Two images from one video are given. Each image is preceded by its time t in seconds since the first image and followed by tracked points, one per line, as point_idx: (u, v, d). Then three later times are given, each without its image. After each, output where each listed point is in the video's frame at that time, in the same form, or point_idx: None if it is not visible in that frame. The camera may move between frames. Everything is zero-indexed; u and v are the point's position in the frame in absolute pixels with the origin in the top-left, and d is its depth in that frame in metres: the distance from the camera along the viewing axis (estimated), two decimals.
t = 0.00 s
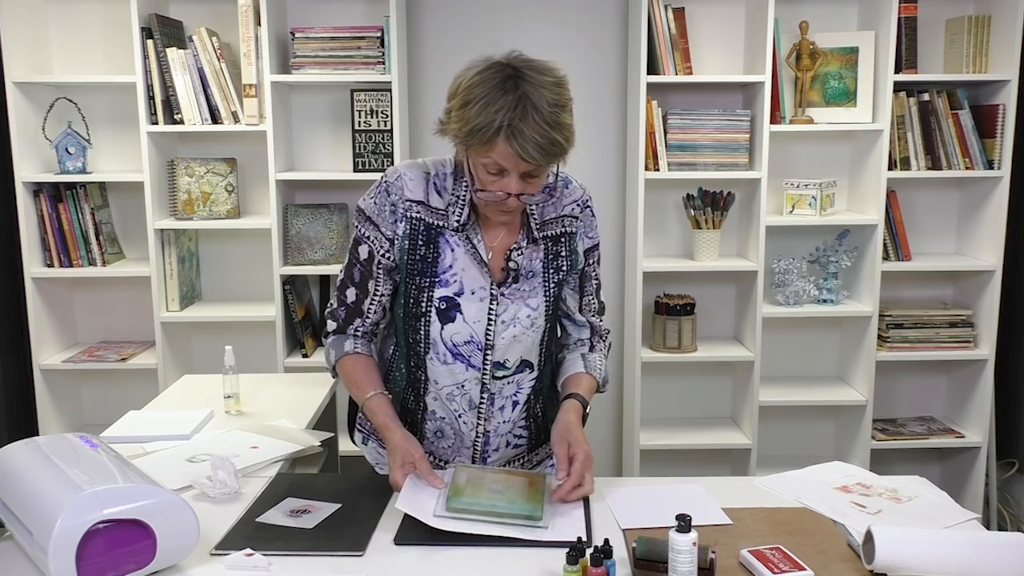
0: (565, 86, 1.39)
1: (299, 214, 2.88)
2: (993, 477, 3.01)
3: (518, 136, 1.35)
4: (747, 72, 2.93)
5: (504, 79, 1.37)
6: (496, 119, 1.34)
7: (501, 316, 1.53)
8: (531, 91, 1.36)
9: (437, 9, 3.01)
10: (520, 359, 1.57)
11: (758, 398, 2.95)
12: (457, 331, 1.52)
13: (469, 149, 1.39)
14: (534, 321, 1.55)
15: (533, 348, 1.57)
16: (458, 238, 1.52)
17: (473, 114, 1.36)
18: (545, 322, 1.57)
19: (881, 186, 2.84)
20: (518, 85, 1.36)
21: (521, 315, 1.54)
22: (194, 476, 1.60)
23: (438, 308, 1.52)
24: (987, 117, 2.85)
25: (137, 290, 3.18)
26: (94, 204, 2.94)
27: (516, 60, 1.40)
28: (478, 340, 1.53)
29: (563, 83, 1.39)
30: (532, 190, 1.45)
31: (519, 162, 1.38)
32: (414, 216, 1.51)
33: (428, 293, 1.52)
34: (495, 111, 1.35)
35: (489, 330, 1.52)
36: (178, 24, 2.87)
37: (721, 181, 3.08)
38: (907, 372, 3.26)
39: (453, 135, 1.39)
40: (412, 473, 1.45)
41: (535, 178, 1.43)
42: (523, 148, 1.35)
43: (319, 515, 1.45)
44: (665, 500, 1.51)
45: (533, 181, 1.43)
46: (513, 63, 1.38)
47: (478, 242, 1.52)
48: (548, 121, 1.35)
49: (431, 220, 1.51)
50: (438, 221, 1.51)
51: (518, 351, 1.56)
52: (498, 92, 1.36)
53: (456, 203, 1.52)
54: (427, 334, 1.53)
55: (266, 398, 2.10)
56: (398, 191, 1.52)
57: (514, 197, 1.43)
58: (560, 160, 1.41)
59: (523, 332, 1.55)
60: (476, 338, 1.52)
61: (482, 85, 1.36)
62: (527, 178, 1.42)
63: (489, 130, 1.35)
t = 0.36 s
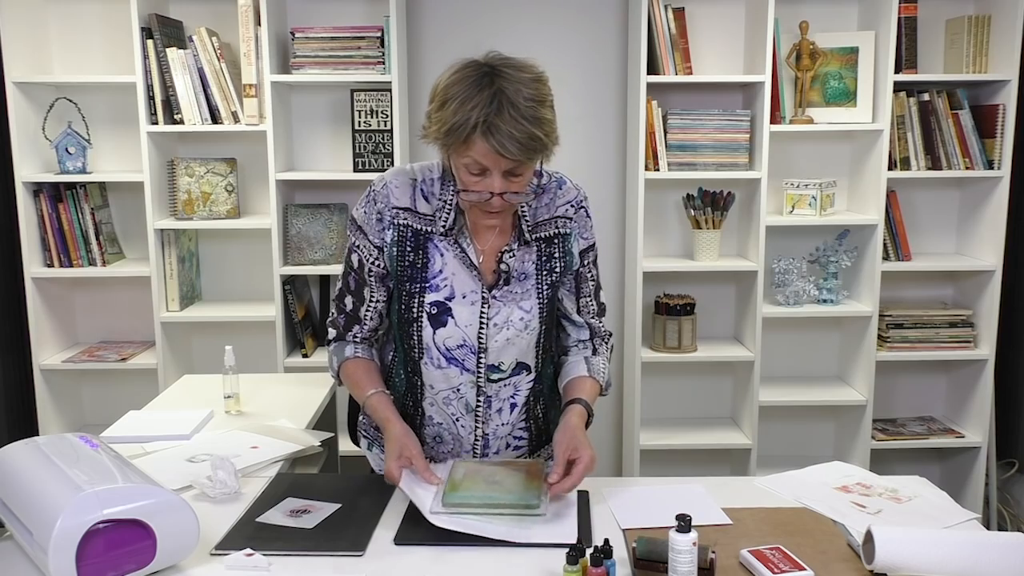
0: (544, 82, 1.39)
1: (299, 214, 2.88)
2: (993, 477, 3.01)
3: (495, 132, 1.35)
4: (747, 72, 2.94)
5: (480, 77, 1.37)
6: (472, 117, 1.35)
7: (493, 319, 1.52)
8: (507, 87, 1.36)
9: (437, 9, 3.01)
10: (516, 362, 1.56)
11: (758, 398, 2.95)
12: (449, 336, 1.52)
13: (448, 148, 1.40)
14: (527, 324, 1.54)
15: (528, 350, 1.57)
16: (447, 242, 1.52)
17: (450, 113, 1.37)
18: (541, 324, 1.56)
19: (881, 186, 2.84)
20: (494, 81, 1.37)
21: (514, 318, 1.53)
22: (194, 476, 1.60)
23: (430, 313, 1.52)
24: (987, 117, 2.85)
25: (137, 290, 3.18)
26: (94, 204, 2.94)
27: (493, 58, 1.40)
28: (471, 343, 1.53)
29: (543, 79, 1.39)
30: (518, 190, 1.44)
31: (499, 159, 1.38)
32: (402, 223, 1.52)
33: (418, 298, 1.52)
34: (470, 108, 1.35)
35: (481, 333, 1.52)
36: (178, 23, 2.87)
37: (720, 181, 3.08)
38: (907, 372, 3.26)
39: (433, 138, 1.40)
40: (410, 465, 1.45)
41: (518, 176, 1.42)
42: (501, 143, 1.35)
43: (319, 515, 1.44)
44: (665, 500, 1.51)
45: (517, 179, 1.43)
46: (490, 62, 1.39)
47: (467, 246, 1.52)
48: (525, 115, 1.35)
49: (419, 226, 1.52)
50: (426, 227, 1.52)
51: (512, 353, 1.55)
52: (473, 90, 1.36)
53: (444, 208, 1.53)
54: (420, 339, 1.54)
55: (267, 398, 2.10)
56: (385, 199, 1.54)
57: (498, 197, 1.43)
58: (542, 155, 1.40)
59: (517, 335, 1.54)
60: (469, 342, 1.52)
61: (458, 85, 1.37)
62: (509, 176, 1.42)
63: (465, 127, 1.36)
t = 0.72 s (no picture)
0: (534, 91, 1.39)
1: (299, 214, 2.88)
2: (993, 477, 3.01)
3: (483, 148, 1.35)
4: (747, 72, 2.94)
5: (468, 91, 1.37)
6: (460, 133, 1.35)
7: (490, 320, 1.53)
8: (497, 101, 1.36)
9: (437, 9, 3.01)
10: (516, 363, 1.56)
11: (758, 398, 2.95)
12: (447, 333, 1.54)
13: (442, 165, 1.41)
14: (528, 327, 1.54)
15: (530, 352, 1.56)
16: (445, 240, 1.56)
17: (440, 128, 1.37)
18: (543, 328, 1.55)
19: (881, 186, 2.84)
20: (482, 96, 1.37)
21: (513, 320, 1.53)
22: (194, 476, 1.60)
23: (429, 310, 1.55)
24: (987, 117, 2.85)
25: (137, 290, 3.18)
26: (95, 204, 2.94)
27: (484, 70, 1.40)
28: (468, 341, 1.54)
29: (534, 89, 1.39)
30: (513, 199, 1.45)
31: (491, 174, 1.38)
32: (403, 220, 1.58)
33: (417, 294, 1.56)
34: (459, 125, 1.36)
35: (478, 332, 1.53)
36: (178, 24, 2.87)
37: (720, 181, 3.08)
38: (907, 372, 3.26)
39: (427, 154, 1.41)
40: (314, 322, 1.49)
41: (513, 186, 1.42)
42: (490, 159, 1.35)
43: (319, 515, 1.45)
44: (666, 500, 1.51)
45: (513, 190, 1.43)
46: (480, 75, 1.39)
47: (465, 246, 1.55)
48: (514, 129, 1.35)
49: (419, 223, 1.57)
50: (427, 225, 1.57)
51: (512, 354, 1.55)
52: (461, 106, 1.37)
53: (445, 208, 1.56)
54: (421, 335, 1.57)
55: (267, 398, 2.10)
56: (388, 195, 1.60)
57: (495, 210, 1.44)
58: (535, 167, 1.40)
59: (517, 337, 1.54)
60: (467, 339, 1.54)
61: (448, 100, 1.38)
62: (505, 188, 1.42)
63: (454, 144, 1.36)
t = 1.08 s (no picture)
0: (540, 88, 1.39)
1: (299, 214, 2.88)
2: (993, 477, 3.00)
3: (488, 143, 1.35)
4: (747, 72, 2.94)
5: (474, 89, 1.38)
6: (465, 130, 1.36)
7: (495, 314, 1.54)
8: (502, 98, 1.36)
9: (437, 9, 3.01)
10: (523, 360, 1.56)
11: (758, 398, 2.95)
12: (455, 325, 1.56)
13: (450, 162, 1.41)
14: (532, 325, 1.53)
15: (538, 350, 1.56)
16: (456, 235, 1.58)
17: (447, 125, 1.38)
18: (549, 328, 1.54)
19: (881, 186, 2.84)
20: (487, 93, 1.37)
21: (518, 317, 1.53)
22: (194, 476, 1.60)
23: (438, 301, 1.57)
24: (987, 117, 2.85)
25: (136, 290, 3.18)
26: (95, 204, 2.94)
27: (490, 68, 1.41)
28: (475, 333, 1.55)
29: (540, 85, 1.39)
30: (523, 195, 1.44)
31: (497, 170, 1.38)
32: (419, 214, 1.62)
33: (429, 286, 1.58)
34: (464, 121, 1.36)
35: (484, 325, 1.54)
36: (178, 24, 2.87)
37: (720, 182, 3.08)
38: (907, 372, 3.26)
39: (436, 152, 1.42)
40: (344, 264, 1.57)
41: (521, 182, 1.42)
42: (495, 154, 1.35)
43: (319, 515, 1.44)
44: (666, 501, 1.50)
45: (520, 185, 1.42)
46: (486, 73, 1.40)
47: (474, 240, 1.56)
48: (519, 125, 1.35)
49: (434, 217, 1.60)
50: (440, 219, 1.59)
51: (518, 350, 1.56)
52: (467, 103, 1.37)
53: (457, 203, 1.59)
54: (433, 325, 1.60)
55: (267, 398, 2.10)
56: (407, 191, 1.65)
57: (502, 205, 1.42)
58: (542, 161, 1.39)
59: (522, 334, 1.54)
60: (474, 332, 1.55)
61: (454, 97, 1.38)
62: (512, 183, 1.42)
63: (460, 140, 1.37)
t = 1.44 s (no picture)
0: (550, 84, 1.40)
1: (299, 214, 2.88)
2: (993, 477, 3.00)
3: (499, 139, 1.35)
4: (747, 72, 2.94)
5: (485, 86, 1.38)
6: (477, 126, 1.36)
7: (504, 314, 1.54)
8: (514, 93, 1.36)
9: (437, 9, 3.01)
10: (532, 360, 1.56)
11: (758, 398, 2.95)
12: (466, 324, 1.57)
13: (461, 159, 1.41)
14: (541, 326, 1.53)
15: (546, 350, 1.55)
16: (467, 235, 1.59)
17: (458, 122, 1.38)
18: (558, 329, 1.54)
19: (881, 186, 2.84)
20: (497, 89, 1.37)
21: (526, 317, 1.53)
22: (194, 476, 1.60)
23: (449, 301, 1.59)
24: (987, 117, 2.85)
25: (136, 290, 3.18)
26: (95, 204, 2.94)
27: (500, 66, 1.41)
28: (485, 333, 1.56)
29: (550, 82, 1.40)
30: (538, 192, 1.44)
31: (508, 165, 1.38)
32: (432, 215, 1.63)
33: (441, 286, 1.60)
34: (476, 117, 1.36)
35: (493, 325, 1.55)
36: (178, 24, 2.87)
37: (721, 181, 3.08)
38: (907, 372, 3.26)
39: (447, 149, 1.42)
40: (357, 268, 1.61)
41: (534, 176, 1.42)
42: (506, 150, 1.35)
43: (319, 515, 1.44)
44: (667, 501, 1.50)
45: (531, 181, 1.42)
46: (496, 71, 1.40)
47: (485, 240, 1.57)
48: (529, 120, 1.35)
49: (446, 218, 1.61)
50: (451, 219, 1.60)
51: (527, 350, 1.55)
52: (478, 100, 1.37)
53: (467, 204, 1.59)
54: (444, 324, 1.61)
55: (267, 398, 2.10)
56: (421, 193, 1.66)
57: (514, 201, 1.42)
58: (554, 156, 1.39)
59: (531, 334, 1.54)
60: (483, 331, 1.56)
61: (465, 95, 1.39)
62: (523, 179, 1.41)
63: (472, 136, 1.37)
